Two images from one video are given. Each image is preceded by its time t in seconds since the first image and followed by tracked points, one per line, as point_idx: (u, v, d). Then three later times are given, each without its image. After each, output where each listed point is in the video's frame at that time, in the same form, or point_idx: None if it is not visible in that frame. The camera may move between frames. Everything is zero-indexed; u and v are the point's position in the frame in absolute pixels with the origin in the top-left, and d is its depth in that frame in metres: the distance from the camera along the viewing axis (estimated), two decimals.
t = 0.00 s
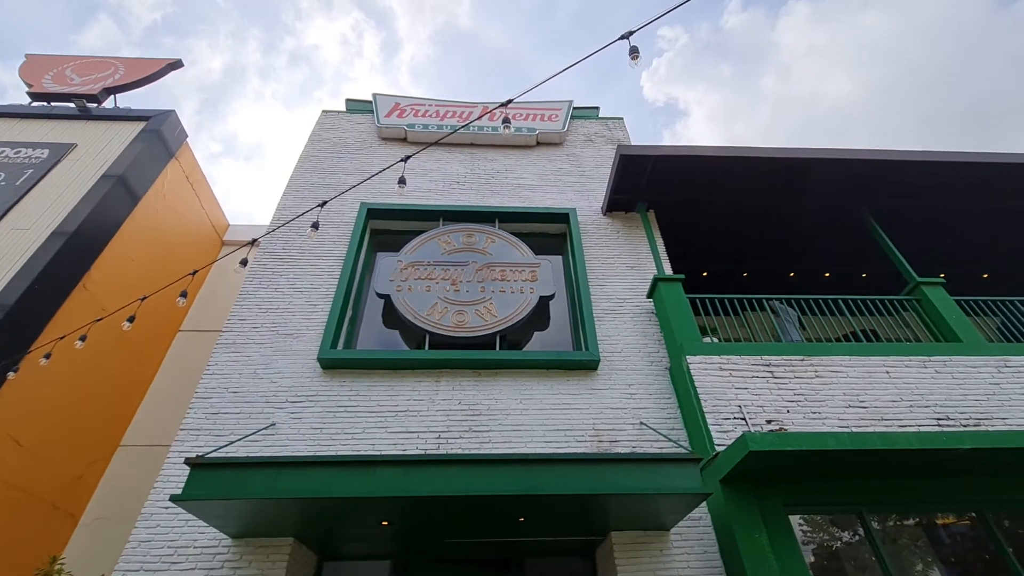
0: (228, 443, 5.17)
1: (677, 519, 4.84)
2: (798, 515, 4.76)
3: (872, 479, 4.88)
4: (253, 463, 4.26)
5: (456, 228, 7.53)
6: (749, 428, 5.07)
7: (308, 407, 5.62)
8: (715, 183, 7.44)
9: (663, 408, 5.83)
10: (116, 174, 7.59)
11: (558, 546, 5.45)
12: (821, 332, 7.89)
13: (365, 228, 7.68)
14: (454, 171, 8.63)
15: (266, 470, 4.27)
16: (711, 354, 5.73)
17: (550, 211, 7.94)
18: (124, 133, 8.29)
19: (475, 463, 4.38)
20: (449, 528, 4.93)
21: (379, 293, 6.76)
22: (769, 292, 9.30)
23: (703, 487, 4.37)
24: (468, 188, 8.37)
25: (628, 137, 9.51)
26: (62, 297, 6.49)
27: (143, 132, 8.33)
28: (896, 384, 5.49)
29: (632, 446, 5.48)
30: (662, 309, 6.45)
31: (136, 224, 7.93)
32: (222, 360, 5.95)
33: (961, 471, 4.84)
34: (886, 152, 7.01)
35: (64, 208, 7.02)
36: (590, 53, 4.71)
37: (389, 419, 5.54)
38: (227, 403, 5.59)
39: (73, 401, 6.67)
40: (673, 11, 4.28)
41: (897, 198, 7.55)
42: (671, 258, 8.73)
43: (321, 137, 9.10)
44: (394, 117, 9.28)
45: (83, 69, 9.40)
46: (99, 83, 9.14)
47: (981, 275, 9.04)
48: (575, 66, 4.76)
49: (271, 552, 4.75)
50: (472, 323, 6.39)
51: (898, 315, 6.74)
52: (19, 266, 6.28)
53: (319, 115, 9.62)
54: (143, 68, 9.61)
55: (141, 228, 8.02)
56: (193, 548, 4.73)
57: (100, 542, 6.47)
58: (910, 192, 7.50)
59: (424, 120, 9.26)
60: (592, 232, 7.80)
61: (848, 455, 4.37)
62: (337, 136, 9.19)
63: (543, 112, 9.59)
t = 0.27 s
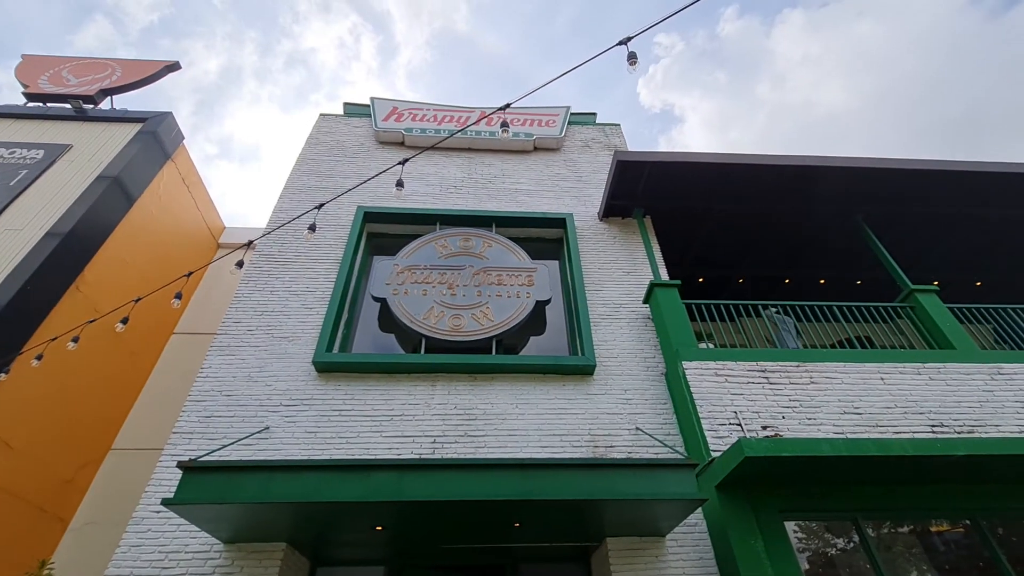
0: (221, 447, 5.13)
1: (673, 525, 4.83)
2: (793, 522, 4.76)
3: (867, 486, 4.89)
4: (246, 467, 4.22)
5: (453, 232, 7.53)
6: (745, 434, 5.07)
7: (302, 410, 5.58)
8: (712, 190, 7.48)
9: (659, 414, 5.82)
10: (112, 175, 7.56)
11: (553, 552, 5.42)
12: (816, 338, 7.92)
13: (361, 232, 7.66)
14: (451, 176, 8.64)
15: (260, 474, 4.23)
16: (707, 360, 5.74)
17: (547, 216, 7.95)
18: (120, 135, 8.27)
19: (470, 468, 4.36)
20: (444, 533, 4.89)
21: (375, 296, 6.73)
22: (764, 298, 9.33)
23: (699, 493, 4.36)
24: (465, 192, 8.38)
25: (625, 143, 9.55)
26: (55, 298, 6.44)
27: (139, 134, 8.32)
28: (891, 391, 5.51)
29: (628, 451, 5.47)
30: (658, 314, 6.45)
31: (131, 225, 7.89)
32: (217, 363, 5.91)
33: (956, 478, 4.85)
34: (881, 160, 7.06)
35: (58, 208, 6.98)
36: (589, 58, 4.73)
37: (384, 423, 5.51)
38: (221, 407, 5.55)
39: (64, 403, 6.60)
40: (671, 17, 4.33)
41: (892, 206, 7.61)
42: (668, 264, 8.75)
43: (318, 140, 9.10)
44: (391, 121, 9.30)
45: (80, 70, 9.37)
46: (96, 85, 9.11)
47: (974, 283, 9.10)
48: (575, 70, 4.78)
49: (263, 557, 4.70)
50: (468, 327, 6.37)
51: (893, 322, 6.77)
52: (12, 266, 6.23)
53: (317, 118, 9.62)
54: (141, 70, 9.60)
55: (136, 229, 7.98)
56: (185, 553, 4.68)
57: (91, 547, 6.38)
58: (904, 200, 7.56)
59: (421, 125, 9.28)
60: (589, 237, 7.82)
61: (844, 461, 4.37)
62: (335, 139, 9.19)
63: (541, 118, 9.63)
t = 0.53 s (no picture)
0: (197, 446, 5.04)
1: (653, 525, 4.87)
2: (771, 522, 4.83)
3: (842, 487, 4.98)
4: (222, 467, 4.15)
5: (438, 231, 7.50)
6: (724, 435, 5.13)
7: (282, 410, 5.50)
8: (695, 193, 7.57)
9: (641, 415, 5.87)
10: (88, 168, 7.39)
11: (534, 552, 5.42)
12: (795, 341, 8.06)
13: (345, 230, 7.59)
14: (437, 175, 8.61)
15: (236, 473, 4.16)
16: (688, 362, 5.80)
17: (532, 217, 7.97)
18: (97, 128, 8.09)
19: (451, 468, 4.35)
20: (424, 534, 4.87)
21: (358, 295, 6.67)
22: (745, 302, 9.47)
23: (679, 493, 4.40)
24: (451, 192, 8.36)
25: (610, 146, 9.62)
26: (26, 293, 6.25)
27: (117, 127, 8.14)
28: (866, 394, 5.62)
29: (610, 451, 5.50)
30: (640, 316, 6.51)
31: (107, 219, 7.70)
32: (194, 361, 5.81)
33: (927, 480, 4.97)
34: (858, 168, 7.22)
35: (30, 202, 6.80)
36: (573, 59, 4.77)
37: (365, 423, 5.46)
38: (197, 405, 5.45)
39: (33, 401, 6.40)
40: (654, 20, 4.40)
41: (869, 212, 7.78)
42: (651, 267, 8.83)
43: (303, 137, 9.00)
44: (377, 119, 9.24)
45: (56, 60, 9.14)
46: (72, 75, 8.89)
47: (946, 289, 9.35)
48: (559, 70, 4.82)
49: (239, 559, 4.62)
50: (452, 327, 6.35)
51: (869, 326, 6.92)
52: None
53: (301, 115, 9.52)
54: (120, 61, 9.39)
55: (112, 223, 7.78)
56: (157, 554, 4.57)
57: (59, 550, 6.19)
58: (881, 207, 7.74)
59: (408, 123, 9.24)
60: (574, 239, 7.86)
61: (820, 462, 4.46)
62: (319, 136, 9.10)
63: (527, 119, 9.66)
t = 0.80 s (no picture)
0: (145, 433, 4.84)
1: (608, 525, 4.93)
2: (722, 525, 4.96)
3: (791, 492, 5.16)
4: (169, 454, 4.00)
5: (410, 224, 7.42)
6: (681, 438, 5.25)
7: (238, 398, 5.34)
8: (666, 201, 7.71)
9: (602, 416, 5.94)
10: (42, 137, 7.00)
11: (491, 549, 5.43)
12: (755, 350, 8.30)
13: (314, 217, 7.43)
14: (412, 168, 8.52)
15: (184, 461, 4.02)
16: (650, 365, 5.90)
17: (506, 215, 7.96)
18: (54, 96, 7.68)
19: (410, 463, 4.31)
20: (380, 529, 4.82)
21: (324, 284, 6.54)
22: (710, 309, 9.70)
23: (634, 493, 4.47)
24: (425, 185, 8.29)
25: (587, 149, 9.71)
26: None
27: (75, 96, 7.76)
28: (817, 403, 5.83)
29: (570, 451, 5.55)
30: (607, 319, 6.58)
31: (59, 190, 7.29)
32: (147, 344, 5.58)
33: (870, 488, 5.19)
34: (821, 185, 7.48)
35: None
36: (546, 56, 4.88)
37: (324, 414, 5.36)
38: (147, 390, 5.24)
39: None
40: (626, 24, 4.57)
41: (830, 229, 8.07)
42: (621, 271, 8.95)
43: (275, 120, 8.76)
44: (353, 107, 9.08)
45: (12, 21, 8.65)
46: (29, 38, 8.43)
47: (897, 307, 9.79)
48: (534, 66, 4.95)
49: (184, 550, 4.47)
50: (418, 321, 6.29)
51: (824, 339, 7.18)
52: None
53: (275, 97, 9.27)
54: (82, 27, 8.95)
55: (64, 195, 7.38)
56: (95, 544, 4.38)
57: None
58: (841, 225, 8.04)
59: (384, 113, 9.12)
60: (546, 239, 7.89)
61: (771, 467, 4.60)
62: (292, 120, 8.88)
63: (506, 117, 9.66)
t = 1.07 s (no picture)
0: (78, 414, 4.59)
1: (557, 523, 4.97)
2: (669, 525, 5.09)
3: (736, 495, 5.32)
4: (103, 438, 3.80)
5: (376, 212, 7.28)
6: (634, 439, 5.34)
7: (183, 382, 5.13)
8: (634, 206, 7.82)
9: (559, 415, 5.98)
10: None
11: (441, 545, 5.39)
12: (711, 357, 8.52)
13: (276, 199, 7.20)
14: (382, 156, 8.37)
15: (119, 445, 3.83)
16: (608, 367, 5.98)
17: (475, 210, 7.92)
18: None
19: (360, 454, 4.23)
20: (327, 521, 4.72)
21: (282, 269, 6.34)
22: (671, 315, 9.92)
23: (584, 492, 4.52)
24: (395, 175, 8.15)
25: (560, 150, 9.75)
26: None
27: (22, 55, 7.22)
28: (765, 410, 6.04)
29: (525, 449, 5.57)
30: (569, 319, 6.63)
31: None
32: (86, 321, 5.30)
33: (809, 493, 5.41)
34: (781, 201, 7.74)
35: None
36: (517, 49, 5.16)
37: (275, 402, 5.20)
38: (84, 370, 4.97)
39: None
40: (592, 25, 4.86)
41: (787, 243, 8.37)
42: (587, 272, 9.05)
43: (241, 96, 8.45)
44: (325, 89, 8.85)
45: None
46: None
47: (845, 321, 10.25)
48: (503, 58, 5.16)
49: (114, 539, 4.27)
50: (379, 312, 6.19)
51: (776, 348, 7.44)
52: None
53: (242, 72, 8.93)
54: None
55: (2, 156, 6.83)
56: (15, 530, 4.13)
57: None
58: (798, 240, 8.34)
59: (357, 98, 8.93)
60: (514, 236, 7.90)
61: (718, 470, 4.73)
62: (260, 98, 8.58)
63: (481, 112, 9.62)
